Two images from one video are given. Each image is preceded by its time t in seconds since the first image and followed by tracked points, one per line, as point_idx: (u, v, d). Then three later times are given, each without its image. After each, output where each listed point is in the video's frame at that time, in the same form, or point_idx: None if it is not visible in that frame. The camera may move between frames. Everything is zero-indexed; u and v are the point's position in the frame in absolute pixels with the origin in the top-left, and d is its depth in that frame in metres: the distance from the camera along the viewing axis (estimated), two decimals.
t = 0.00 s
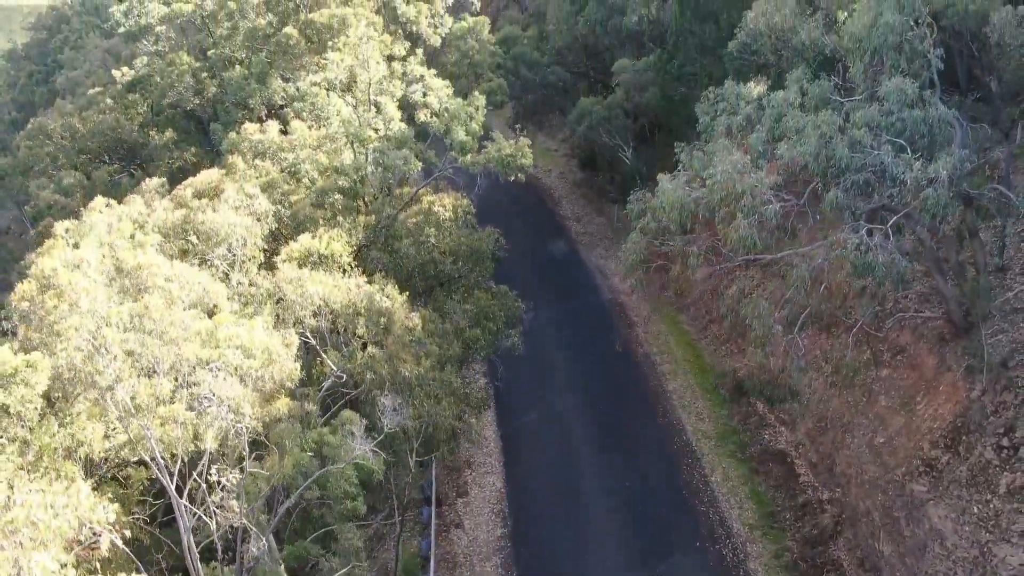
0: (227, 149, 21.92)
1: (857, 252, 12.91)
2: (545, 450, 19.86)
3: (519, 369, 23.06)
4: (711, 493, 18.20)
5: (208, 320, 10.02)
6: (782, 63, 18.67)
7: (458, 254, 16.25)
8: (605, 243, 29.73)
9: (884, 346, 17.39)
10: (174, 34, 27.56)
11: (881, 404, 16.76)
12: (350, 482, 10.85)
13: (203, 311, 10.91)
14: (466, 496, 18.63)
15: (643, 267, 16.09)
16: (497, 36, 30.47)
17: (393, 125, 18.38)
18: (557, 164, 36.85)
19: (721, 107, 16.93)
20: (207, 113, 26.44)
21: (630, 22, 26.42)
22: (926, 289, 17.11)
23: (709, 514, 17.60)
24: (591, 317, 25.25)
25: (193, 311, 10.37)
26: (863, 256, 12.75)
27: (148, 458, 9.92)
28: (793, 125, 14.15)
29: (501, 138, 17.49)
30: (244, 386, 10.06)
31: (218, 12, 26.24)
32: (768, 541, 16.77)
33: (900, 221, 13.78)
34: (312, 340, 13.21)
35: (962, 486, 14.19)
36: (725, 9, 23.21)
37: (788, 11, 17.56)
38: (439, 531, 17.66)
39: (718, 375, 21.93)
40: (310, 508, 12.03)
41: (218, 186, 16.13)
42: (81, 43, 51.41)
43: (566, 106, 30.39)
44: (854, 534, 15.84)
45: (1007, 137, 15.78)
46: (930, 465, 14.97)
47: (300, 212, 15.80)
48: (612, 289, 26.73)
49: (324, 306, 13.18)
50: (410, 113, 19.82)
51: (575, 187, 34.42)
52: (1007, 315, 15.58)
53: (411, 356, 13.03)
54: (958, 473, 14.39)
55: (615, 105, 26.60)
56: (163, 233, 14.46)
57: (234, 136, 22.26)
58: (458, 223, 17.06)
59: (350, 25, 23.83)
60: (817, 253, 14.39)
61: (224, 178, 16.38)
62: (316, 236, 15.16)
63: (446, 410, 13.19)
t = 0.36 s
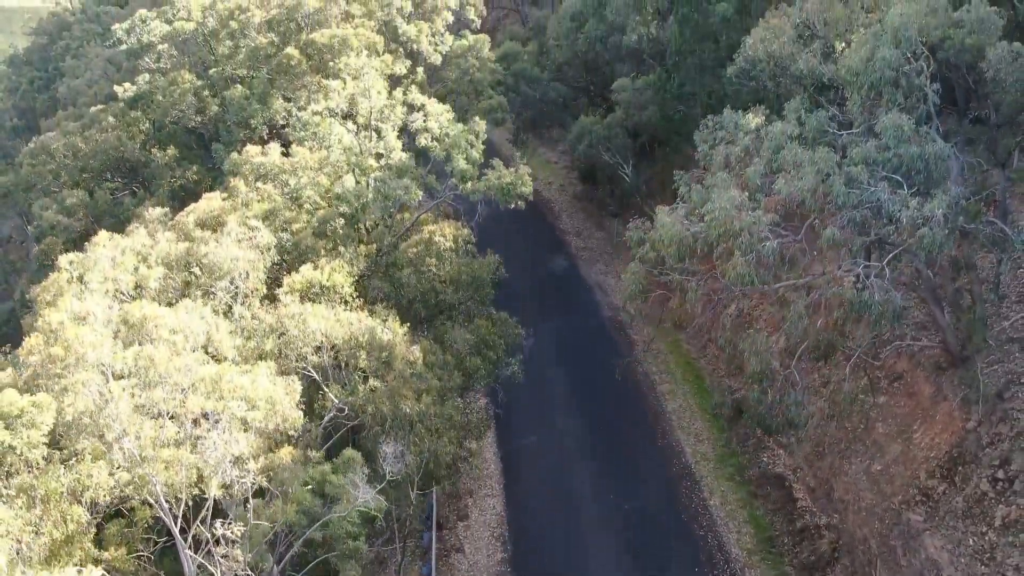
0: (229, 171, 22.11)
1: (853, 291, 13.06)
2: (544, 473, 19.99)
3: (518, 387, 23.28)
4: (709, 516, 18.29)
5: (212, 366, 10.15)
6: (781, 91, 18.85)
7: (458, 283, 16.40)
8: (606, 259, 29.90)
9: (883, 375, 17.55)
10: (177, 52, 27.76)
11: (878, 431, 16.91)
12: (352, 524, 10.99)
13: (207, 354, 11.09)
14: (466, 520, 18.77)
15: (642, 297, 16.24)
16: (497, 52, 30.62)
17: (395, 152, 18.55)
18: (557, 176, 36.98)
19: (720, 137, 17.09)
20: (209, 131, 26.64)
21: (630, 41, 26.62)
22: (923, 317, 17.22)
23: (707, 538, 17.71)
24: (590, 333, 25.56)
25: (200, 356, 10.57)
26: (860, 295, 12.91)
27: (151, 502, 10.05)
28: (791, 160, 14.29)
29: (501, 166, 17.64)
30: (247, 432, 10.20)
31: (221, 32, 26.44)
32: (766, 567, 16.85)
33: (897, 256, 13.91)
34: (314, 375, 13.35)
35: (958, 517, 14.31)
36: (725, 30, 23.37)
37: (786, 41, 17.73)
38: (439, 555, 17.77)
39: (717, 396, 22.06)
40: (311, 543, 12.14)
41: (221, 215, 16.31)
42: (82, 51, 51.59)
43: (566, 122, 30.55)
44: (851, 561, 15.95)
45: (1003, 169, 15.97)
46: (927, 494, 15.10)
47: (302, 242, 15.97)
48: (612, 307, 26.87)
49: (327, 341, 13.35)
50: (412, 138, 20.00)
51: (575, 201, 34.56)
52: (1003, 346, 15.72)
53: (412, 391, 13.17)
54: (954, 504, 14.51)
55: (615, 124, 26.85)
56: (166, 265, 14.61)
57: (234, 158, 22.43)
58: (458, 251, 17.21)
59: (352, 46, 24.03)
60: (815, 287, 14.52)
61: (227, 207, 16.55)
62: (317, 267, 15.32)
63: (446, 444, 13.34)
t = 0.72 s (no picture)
0: (231, 185, 22.22)
1: (850, 317, 13.14)
2: (544, 488, 20.06)
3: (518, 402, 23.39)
4: (709, 532, 18.32)
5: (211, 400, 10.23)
6: (780, 109, 18.93)
7: (459, 304, 16.49)
8: (606, 269, 29.99)
9: (882, 393, 17.66)
10: (178, 64, 27.88)
11: (876, 450, 17.01)
12: (352, 553, 11.03)
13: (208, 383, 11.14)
14: (466, 536, 18.86)
15: (641, 318, 16.32)
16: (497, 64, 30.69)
17: (395, 169, 18.64)
18: (557, 185, 37.09)
19: (719, 156, 17.16)
20: (210, 144, 26.76)
21: (629, 54, 26.69)
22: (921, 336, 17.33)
23: (706, 554, 17.74)
24: (590, 347, 25.65)
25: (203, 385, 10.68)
26: (857, 322, 12.96)
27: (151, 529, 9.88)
28: (789, 185, 14.42)
29: (502, 185, 17.74)
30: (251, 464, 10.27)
31: (222, 45, 26.55)
32: None
33: (894, 283, 13.99)
34: (316, 399, 13.45)
35: (955, 539, 14.39)
36: (724, 45, 23.37)
37: (785, 60, 17.81)
38: (439, 572, 17.86)
39: (716, 411, 22.13)
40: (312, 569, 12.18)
41: (223, 235, 16.43)
42: (83, 55, 51.67)
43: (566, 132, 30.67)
44: None
45: (1000, 190, 16.04)
46: (924, 515, 15.19)
47: (303, 262, 16.06)
48: (611, 319, 26.95)
49: (328, 365, 13.44)
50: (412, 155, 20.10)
51: (575, 210, 34.66)
52: (1000, 367, 15.81)
53: (411, 418, 13.23)
54: (951, 525, 14.60)
55: (614, 138, 27.45)
56: (167, 287, 14.73)
57: (235, 173, 22.56)
58: (459, 270, 17.30)
59: (352, 60, 24.11)
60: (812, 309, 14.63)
61: (229, 226, 16.67)
62: (319, 289, 15.43)
63: (446, 469, 13.42)
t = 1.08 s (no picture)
0: (231, 200, 22.24)
1: (848, 341, 13.21)
2: (543, 504, 20.14)
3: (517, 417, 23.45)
4: (708, 548, 18.33)
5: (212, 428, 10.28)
6: (780, 126, 18.93)
7: (458, 324, 16.55)
8: (605, 280, 30.04)
9: (880, 411, 17.72)
10: (179, 76, 27.93)
11: (874, 468, 17.07)
12: None
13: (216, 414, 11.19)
14: (466, 553, 18.90)
15: (640, 337, 16.38)
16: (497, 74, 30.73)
17: (395, 188, 18.70)
18: (557, 193, 37.15)
19: (719, 176, 17.19)
20: (210, 156, 26.81)
21: (629, 66, 26.70)
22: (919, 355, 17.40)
23: (706, 570, 17.74)
24: (590, 360, 25.70)
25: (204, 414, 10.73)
26: (855, 345, 13.00)
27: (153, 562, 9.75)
28: (787, 208, 14.47)
29: (501, 203, 17.80)
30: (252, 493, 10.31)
31: (222, 57, 26.59)
32: None
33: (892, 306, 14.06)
34: (316, 423, 13.50)
35: (953, 560, 14.44)
36: (723, 59, 23.59)
37: (785, 77, 17.80)
38: None
39: (715, 426, 22.18)
40: None
41: (224, 254, 16.48)
42: (83, 60, 51.71)
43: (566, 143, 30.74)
44: None
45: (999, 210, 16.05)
46: (922, 535, 15.25)
47: (303, 282, 16.10)
48: (611, 332, 27.02)
49: (328, 389, 13.52)
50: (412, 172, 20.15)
51: (575, 220, 34.71)
52: (997, 387, 15.89)
53: (411, 443, 13.30)
54: (949, 545, 14.66)
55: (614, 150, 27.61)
56: (168, 309, 14.78)
57: (234, 186, 22.61)
58: (458, 289, 17.36)
59: (352, 74, 24.15)
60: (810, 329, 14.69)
61: (229, 245, 16.71)
62: (319, 310, 15.48)
63: (445, 492, 13.49)
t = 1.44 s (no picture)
0: (232, 214, 22.24)
1: (847, 367, 13.31)
2: (543, 519, 20.13)
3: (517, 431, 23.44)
4: (707, 564, 18.31)
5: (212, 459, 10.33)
6: (779, 143, 18.94)
7: (459, 344, 16.58)
8: (605, 291, 30.03)
9: (879, 429, 17.77)
10: (179, 87, 27.93)
11: (874, 488, 17.10)
12: None
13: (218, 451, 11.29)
14: (465, 569, 18.91)
15: (640, 357, 16.42)
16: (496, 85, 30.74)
17: (396, 206, 18.74)
18: (557, 201, 37.17)
19: (719, 195, 17.23)
20: (210, 168, 26.82)
21: (628, 78, 26.72)
22: (919, 374, 17.41)
23: None
24: (589, 372, 25.70)
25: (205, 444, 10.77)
26: (852, 371, 13.12)
27: None
28: (786, 231, 14.51)
29: (502, 222, 17.82)
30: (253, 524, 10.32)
31: (221, 69, 26.59)
32: None
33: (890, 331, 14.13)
34: (317, 449, 13.54)
35: None
36: (723, 72, 23.46)
37: (784, 95, 17.81)
38: None
39: (715, 440, 22.19)
40: None
41: (224, 273, 16.51)
42: (83, 64, 51.68)
43: (566, 154, 30.77)
44: None
45: (998, 230, 16.07)
46: (921, 556, 15.29)
47: (303, 303, 16.13)
48: (611, 344, 27.04)
49: (329, 414, 13.56)
50: (412, 188, 20.18)
51: (574, 229, 34.72)
52: (996, 408, 15.95)
53: (412, 468, 13.34)
54: (948, 567, 14.70)
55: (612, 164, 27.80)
56: (168, 332, 14.79)
57: (235, 200, 22.63)
58: (458, 309, 17.37)
59: (352, 87, 24.18)
60: (809, 352, 14.74)
61: (228, 264, 16.73)
62: (319, 331, 15.51)
63: (446, 518, 13.56)
